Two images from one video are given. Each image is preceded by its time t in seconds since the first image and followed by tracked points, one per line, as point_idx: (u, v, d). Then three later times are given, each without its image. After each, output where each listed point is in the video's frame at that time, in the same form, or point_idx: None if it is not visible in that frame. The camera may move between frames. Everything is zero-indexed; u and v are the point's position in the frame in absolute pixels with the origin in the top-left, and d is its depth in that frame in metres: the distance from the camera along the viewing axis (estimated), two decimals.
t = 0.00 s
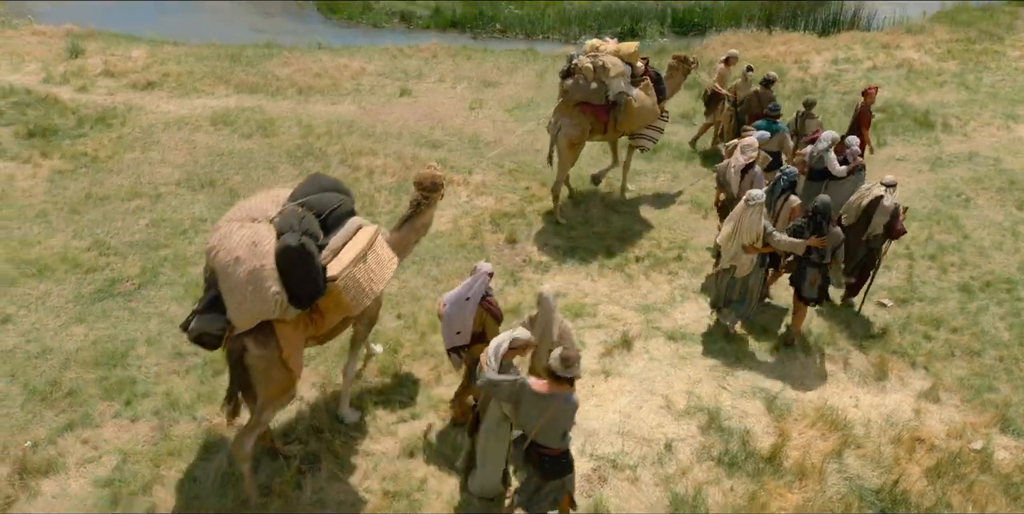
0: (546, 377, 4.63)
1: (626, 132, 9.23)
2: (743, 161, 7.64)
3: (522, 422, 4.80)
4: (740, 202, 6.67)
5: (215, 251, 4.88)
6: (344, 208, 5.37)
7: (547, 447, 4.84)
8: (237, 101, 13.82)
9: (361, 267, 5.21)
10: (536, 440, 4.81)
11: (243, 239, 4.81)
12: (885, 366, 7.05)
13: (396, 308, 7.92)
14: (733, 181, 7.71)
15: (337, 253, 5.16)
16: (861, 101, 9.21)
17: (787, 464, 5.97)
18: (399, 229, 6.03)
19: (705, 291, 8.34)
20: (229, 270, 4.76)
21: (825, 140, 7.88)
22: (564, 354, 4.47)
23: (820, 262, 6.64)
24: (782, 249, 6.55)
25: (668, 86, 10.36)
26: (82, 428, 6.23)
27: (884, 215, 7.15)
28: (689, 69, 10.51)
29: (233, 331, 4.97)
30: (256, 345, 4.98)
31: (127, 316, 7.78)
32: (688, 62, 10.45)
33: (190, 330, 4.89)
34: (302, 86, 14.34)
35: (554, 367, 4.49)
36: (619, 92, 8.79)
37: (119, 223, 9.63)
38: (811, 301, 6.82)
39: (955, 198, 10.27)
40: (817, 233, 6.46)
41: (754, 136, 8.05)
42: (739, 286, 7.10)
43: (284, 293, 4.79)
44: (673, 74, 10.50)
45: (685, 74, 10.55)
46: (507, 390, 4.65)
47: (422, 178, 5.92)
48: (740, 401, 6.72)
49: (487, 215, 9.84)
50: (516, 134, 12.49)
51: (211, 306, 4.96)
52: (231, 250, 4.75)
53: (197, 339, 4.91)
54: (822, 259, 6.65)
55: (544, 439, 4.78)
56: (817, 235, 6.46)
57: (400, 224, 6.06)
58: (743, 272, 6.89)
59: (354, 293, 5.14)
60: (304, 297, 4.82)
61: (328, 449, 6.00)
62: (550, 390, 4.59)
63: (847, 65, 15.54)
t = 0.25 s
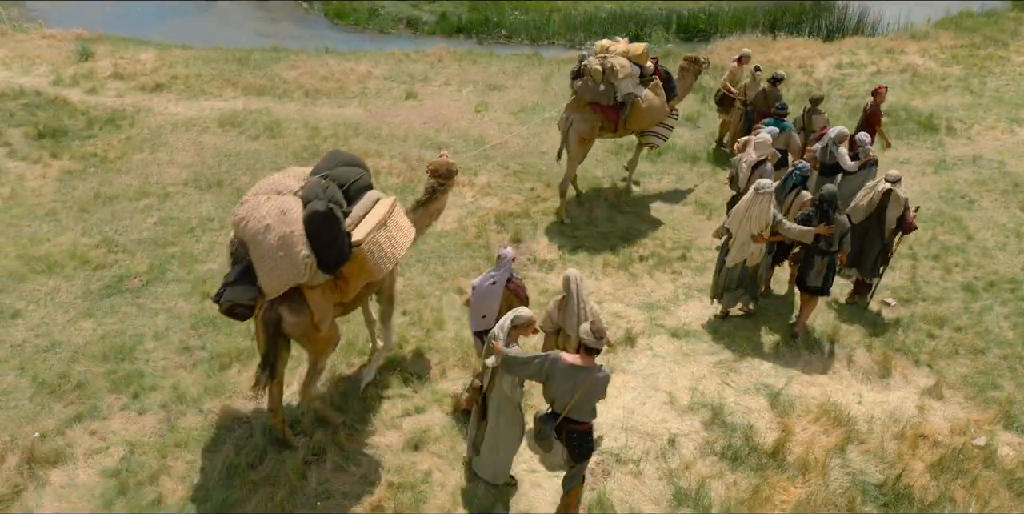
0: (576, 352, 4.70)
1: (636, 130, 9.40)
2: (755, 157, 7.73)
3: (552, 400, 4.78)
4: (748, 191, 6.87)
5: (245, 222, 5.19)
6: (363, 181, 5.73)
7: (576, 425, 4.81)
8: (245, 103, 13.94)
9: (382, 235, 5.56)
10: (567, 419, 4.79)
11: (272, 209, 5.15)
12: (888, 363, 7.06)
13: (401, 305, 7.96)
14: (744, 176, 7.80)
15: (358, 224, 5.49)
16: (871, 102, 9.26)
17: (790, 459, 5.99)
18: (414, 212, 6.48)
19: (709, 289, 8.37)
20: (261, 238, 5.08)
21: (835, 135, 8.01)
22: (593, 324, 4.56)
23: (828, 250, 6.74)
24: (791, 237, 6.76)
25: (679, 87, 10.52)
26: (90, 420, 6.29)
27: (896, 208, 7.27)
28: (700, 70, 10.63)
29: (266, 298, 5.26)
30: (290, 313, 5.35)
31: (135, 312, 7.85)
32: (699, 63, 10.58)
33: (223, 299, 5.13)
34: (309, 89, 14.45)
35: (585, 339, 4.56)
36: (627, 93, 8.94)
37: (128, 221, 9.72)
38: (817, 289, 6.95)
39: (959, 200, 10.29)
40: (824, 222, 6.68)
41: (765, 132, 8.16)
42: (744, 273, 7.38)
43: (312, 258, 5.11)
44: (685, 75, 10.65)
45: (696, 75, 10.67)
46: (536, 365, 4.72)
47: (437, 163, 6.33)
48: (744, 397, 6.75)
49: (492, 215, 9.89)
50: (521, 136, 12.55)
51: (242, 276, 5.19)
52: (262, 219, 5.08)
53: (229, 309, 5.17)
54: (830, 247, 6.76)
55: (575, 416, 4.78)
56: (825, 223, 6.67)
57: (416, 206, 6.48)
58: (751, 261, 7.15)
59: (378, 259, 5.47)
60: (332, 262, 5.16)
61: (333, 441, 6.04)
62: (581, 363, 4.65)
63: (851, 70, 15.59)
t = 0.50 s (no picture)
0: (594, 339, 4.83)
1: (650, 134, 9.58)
2: (777, 164, 7.92)
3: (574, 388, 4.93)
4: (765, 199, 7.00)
5: (274, 215, 5.36)
6: (385, 173, 6.01)
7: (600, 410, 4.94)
8: (256, 113, 14.10)
9: (406, 224, 5.84)
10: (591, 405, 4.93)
11: (301, 202, 5.32)
12: (896, 370, 7.05)
13: (409, 309, 8.01)
14: (766, 182, 8.06)
15: (383, 213, 5.77)
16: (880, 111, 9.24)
17: (797, 463, 5.97)
18: (431, 204, 6.77)
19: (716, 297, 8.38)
20: (291, 228, 5.25)
21: (850, 136, 7.92)
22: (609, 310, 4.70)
23: (840, 249, 7.03)
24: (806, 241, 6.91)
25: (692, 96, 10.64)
26: (100, 419, 6.34)
27: (910, 204, 7.42)
28: (713, 78, 10.74)
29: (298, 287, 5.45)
30: (321, 302, 5.55)
31: (146, 314, 7.93)
32: (712, 72, 10.69)
33: (256, 290, 5.31)
34: (320, 100, 14.61)
35: (600, 324, 4.74)
36: (641, 96, 9.15)
37: (139, 227, 9.82)
38: (830, 285, 7.26)
39: (967, 210, 10.29)
40: (837, 220, 6.86)
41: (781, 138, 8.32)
42: (757, 278, 7.56)
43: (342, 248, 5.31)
44: (698, 84, 10.76)
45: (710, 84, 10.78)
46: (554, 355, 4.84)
47: (455, 156, 6.70)
48: (750, 402, 6.74)
49: (500, 223, 9.96)
50: (529, 146, 12.64)
51: (273, 268, 5.39)
52: (293, 210, 5.26)
53: (261, 298, 5.34)
54: (842, 245, 7.03)
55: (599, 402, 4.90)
56: (837, 221, 6.84)
57: (432, 199, 6.76)
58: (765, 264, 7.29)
59: (404, 246, 5.76)
60: (360, 252, 5.36)
61: (340, 441, 6.07)
62: (598, 349, 4.76)
63: (858, 84, 15.66)
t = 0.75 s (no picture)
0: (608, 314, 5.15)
1: (664, 129, 9.84)
2: (798, 158, 7.81)
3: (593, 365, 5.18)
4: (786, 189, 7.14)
5: (308, 193, 5.67)
6: (412, 159, 6.30)
7: (618, 384, 5.20)
8: (266, 115, 14.22)
9: (433, 207, 6.13)
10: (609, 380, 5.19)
11: (334, 182, 5.65)
12: (902, 367, 7.05)
13: (417, 306, 8.06)
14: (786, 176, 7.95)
15: (411, 197, 6.07)
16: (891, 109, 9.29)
17: (802, 458, 5.98)
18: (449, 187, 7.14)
19: (722, 295, 8.40)
20: (324, 207, 5.56)
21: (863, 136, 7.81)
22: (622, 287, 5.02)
23: (853, 242, 7.17)
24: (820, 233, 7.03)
25: (704, 95, 10.98)
26: (110, 409, 6.41)
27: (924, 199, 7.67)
28: (724, 78, 11.09)
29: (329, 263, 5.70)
30: (349, 277, 5.77)
31: (156, 309, 8.01)
32: (723, 72, 11.03)
33: (290, 266, 5.64)
34: (329, 102, 14.72)
35: (614, 301, 5.24)
36: (657, 92, 9.50)
37: (150, 224, 9.92)
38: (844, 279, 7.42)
39: (975, 212, 10.29)
40: (852, 214, 6.93)
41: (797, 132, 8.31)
42: (776, 269, 7.60)
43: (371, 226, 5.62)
44: (710, 83, 11.09)
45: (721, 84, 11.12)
46: (572, 334, 5.05)
47: (473, 141, 7.00)
48: (756, 398, 6.75)
49: (507, 222, 10.01)
50: (537, 148, 12.70)
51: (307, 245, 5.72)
52: (327, 189, 5.58)
53: (294, 274, 5.66)
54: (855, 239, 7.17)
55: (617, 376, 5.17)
56: (852, 215, 6.92)
57: (451, 182, 7.14)
58: (783, 253, 7.38)
59: (431, 228, 6.04)
60: (388, 231, 5.68)
61: (347, 433, 6.11)
62: (614, 326, 5.02)
63: (866, 88, 15.68)
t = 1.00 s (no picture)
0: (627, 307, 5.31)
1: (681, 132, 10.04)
2: (814, 159, 8.19)
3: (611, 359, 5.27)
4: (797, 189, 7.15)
5: (343, 178, 5.96)
6: (444, 151, 6.57)
7: (637, 372, 5.36)
8: (276, 122, 14.36)
9: (461, 195, 6.28)
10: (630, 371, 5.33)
11: (368, 166, 5.92)
12: (910, 372, 7.04)
13: (424, 308, 8.10)
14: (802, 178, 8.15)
15: (441, 184, 6.25)
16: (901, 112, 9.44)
17: (809, 460, 5.97)
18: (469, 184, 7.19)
19: (729, 300, 8.40)
20: (358, 189, 5.84)
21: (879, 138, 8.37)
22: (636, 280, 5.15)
23: (870, 246, 7.24)
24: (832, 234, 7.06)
25: (716, 96, 11.03)
26: (120, 407, 6.46)
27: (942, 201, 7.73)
28: (738, 81, 11.19)
29: (359, 244, 5.95)
30: (377, 258, 5.97)
31: (166, 310, 8.08)
32: (737, 74, 11.14)
33: (323, 247, 5.96)
34: (339, 110, 14.85)
35: (633, 293, 5.28)
36: (674, 95, 9.55)
37: (161, 228, 10.02)
38: (859, 281, 7.52)
39: (983, 221, 10.28)
40: (867, 219, 7.02)
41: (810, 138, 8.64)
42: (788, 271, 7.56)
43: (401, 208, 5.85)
44: (723, 86, 11.18)
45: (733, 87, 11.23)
46: (593, 326, 5.21)
47: (489, 138, 7.05)
48: (763, 401, 6.75)
49: (515, 228, 10.05)
50: (545, 156, 12.77)
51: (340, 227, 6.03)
52: (361, 172, 5.87)
53: (328, 254, 5.97)
54: (872, 242, 7.24)
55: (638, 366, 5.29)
56: (867, 220, 7.01)
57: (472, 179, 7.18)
58: (795, 254, 7.35)
59: (459, 214, 6.18)
60: (417, 213, 5.87)
61: (355, 432, 6.14)
62: (633, 317, 5.17)
63: (873, 99, 15.71)
